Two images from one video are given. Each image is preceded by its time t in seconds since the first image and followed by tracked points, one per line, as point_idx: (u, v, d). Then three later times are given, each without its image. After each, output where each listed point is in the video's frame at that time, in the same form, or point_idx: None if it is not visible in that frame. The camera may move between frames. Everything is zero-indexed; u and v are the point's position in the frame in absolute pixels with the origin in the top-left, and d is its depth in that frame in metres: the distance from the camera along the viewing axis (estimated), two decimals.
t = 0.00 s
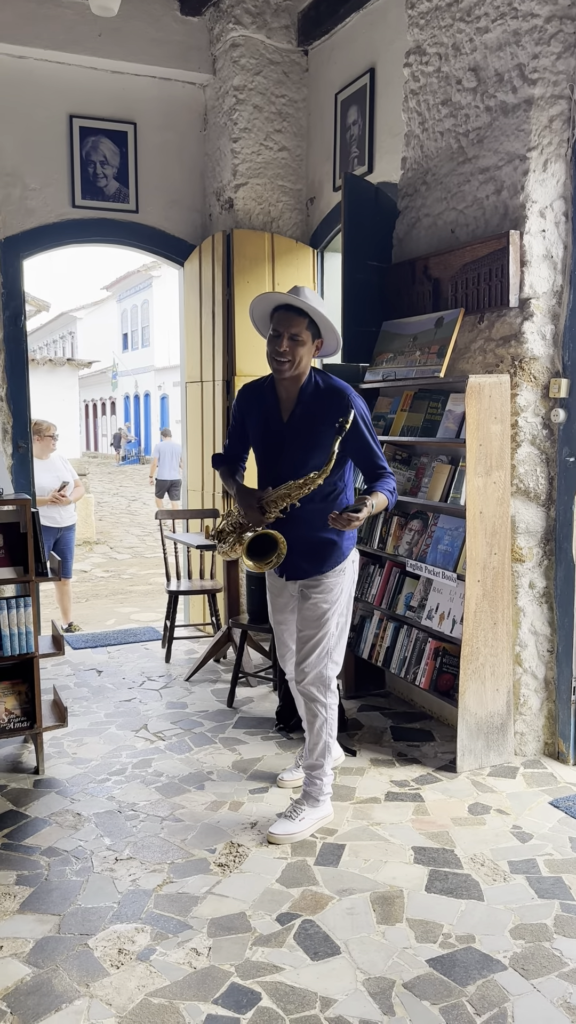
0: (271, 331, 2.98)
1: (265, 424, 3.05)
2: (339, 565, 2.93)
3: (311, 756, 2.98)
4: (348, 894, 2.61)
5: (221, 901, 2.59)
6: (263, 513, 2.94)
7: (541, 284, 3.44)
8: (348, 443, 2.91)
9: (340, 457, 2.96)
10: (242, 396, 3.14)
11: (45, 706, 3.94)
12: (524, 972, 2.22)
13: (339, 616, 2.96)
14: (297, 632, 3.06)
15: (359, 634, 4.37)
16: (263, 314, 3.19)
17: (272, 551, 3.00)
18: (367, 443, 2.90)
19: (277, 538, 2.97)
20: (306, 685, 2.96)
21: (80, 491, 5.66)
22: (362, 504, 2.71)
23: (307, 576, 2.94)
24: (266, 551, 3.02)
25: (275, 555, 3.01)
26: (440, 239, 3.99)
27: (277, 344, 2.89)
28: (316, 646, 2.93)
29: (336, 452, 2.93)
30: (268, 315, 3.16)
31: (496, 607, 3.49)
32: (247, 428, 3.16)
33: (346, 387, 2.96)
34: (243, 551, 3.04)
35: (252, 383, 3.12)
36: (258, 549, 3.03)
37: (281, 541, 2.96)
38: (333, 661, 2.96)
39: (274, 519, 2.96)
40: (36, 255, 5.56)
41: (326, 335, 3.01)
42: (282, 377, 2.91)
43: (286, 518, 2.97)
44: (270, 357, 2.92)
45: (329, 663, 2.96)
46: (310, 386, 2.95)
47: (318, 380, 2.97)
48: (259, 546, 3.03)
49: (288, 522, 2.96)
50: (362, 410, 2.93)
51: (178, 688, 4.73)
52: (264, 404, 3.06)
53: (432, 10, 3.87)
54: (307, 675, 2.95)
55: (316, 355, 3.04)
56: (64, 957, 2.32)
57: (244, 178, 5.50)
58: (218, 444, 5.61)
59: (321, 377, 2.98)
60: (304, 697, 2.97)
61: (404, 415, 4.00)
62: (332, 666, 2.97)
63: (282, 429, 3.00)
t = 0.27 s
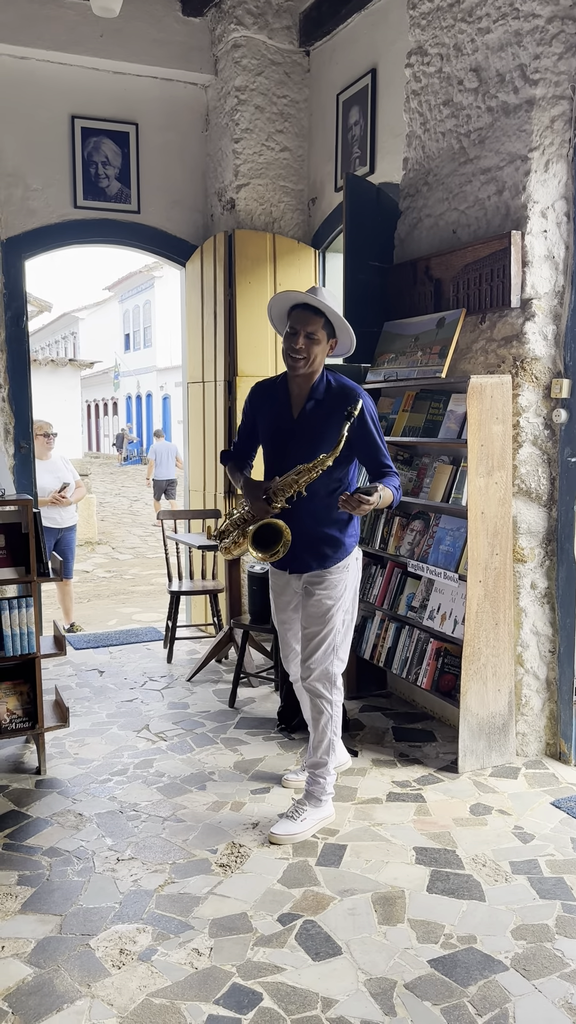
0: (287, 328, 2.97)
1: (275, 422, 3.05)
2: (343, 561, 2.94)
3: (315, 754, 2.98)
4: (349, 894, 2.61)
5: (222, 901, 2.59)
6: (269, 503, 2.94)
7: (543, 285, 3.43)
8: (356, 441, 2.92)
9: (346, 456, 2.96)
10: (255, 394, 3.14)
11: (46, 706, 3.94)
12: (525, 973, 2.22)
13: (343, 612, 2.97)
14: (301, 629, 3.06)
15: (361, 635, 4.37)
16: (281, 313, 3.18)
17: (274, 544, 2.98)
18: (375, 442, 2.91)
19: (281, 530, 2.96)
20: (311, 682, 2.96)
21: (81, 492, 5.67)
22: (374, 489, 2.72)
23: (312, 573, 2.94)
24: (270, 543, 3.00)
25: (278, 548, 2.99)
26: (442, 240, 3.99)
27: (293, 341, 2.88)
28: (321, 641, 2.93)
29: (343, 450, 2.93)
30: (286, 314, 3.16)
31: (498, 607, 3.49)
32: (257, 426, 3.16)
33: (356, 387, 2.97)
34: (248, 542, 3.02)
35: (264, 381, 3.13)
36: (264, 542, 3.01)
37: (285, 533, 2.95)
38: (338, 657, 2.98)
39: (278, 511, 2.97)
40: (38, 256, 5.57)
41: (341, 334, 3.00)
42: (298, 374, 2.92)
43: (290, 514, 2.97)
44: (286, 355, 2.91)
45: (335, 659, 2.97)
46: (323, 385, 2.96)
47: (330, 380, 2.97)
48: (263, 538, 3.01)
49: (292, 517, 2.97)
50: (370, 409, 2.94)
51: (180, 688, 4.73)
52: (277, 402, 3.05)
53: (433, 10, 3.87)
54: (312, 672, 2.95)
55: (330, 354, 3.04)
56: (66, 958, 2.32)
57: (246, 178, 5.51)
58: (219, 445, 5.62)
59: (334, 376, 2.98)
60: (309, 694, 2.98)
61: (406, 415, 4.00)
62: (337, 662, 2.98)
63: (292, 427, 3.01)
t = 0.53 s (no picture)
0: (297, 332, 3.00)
1: (283, 424, 3.06)
2: (344, 559, 2.94)
3: (315, 752, 2.98)
4: (349, 896, 2.61)
5: (222, 902, 2.59)
6: (268, 498, 2.94)
7: (542, 286, 3.44)
8: (359, 441, 2.91)
9: (349, 457, 2.96)
10: (264, 397, 3.15)
11: (46, 707, 3.94)
12: (524, 974, 2.22)
13: (344, 609, 2.97)
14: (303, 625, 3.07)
15: (361, 636, 4.37)
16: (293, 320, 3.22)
17: (272, 539, 3.00)
18: (378, 443, 2.90)
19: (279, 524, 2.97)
20: (311, 678, 2.97)
21: (79, 493, 5.67)
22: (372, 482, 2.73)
23: (312, 569, 2.95)
24: (268, 538, 3.01)
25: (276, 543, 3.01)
26: (441, 241, 4.00)
27: (302, 343, 2.92)
28: (321, 637, 2.94)
29: (345, 450, 2.94)
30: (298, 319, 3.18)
31: (497, 608, 3.49)
32: (266, 430, 3.17)
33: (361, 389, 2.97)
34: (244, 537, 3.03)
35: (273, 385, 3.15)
36: (262, 538, 3.03)
37: (282, 528, 2.97)
38: (338, 654, 2.97)
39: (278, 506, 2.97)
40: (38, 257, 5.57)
41: (349, 341, 3.02)
42: (305, 376, 2.95)
43: (292, 511, 2.98)
44: (294, 356, 2.94)
45: (335, 657, 2.97)
46: (330, 388, 2.98)
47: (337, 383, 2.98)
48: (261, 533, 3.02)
49: (294, 515, 2.98)
50: (375, 411, 2.93)
51: (180, 689, 4.73)
52: (285, 404, 3.07)
53: (432, 12, 3.87)
54: (313, 669, 2.96)
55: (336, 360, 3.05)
56: (65, 959, 2.32)
57: (246, 179, 5.51)
58: (219, 446, 5.62)
59: (341, 379, 2.99)
60: (310, 690, 2.98)
61: (405, 416, 4.00)
62: (337, 659, 2.98)
63: (299, 427, 3.01)
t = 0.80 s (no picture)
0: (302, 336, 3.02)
1: (288, 426, 3.09)
2: (344, 558, 2.94)
3: (317, 750, 2.99)
4: (346, 897, 2.61)
5: (220, 904, 2.58)
6: (268, 495, 3.01)
7: (539, 288, 3.44)
8: (361, 442, 2.91)
9: (352, 458, 2.97)
10: (272, 400, 3.19)
11: (44, 709, 3.94)
12: (522, 975, 2.22)
13: (346, 606, 2.97)
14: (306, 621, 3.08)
15: (359, 637, 4.37)
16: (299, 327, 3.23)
17: (271, 535, 3.04)
18: (379, 445, 2.89)
19: (278, 521, 3.02)
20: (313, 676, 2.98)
21: (76, 495, 5.66)
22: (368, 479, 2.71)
23: (313, 567, 2.96)
24: (266, 535, 3.05)
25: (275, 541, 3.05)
26: (438, 243, 4.00)
27: (306, 348, 2.93)
28: (323, 633, 2.95)
29: (347, 451, 2.95)
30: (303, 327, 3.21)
31: (495, 609, 3.49)
32: (273, 431, 3.20)
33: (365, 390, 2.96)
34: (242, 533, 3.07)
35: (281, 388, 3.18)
36: (260, 534, 3.06)
37: (281, 524, 3.01)
38: (340, 651, 2.97)
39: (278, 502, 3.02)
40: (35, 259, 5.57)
41: (351, 348, 3.05)
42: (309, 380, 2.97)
43: (294, 510, 3.00)
44: (299, 361, 2.96)
45: (337, 654, 2.97)
46: (333, 391, 3.00)
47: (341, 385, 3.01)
48: (260, 528, 3.06)
49: (296, 513, 2.99)
50: (376, 412, 2.92)
51: (178, 691, 4.73)
52: (291, 408, 3.10)
53: (429, 14, 3.88)
54: (314, 666, 2.96)
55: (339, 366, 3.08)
56: (62, 961, 2.32)
57: (243, 181, 5.52)
58: (217, 447, 5.62)
59: (345, 384, 3.00)
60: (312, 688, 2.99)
61: (403, 418, 4.00)
62: (339, 657, 2.98)
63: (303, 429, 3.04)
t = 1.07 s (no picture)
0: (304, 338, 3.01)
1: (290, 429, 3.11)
2: (344, 557, 2.96)
3: (319, 746, 3.02)
4: (343, 899, 2.61)
5: (216, 907, 2.58)
6: (264, 493, 3.04)
7: (534, 290, 3.45)
8: (361, 442, 2.93)
9: (353, 458, 2.98)
10: (276, 404, 3.21)
11: (40, 711, 3.93)
12: (518, 977, 2.22)
13: (347, 604, 2.98)
14: (308, 619, 3.09)
15: (355, 638, 4.37)
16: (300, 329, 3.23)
17: (267, 534, 3.04)
18: (379, 445, 2.90)
19: (274, 520, 3.02)
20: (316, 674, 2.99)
21: (72, 497, 5.60)
22: (363, 475, 2.72)
23: (313, 565, 2.97)
24: (264, 534, 3.05)
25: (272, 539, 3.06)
26: (434, 245, 4.01)
27: (308, 352, 2.93)
28: (324, 631, 2.96)
29: (347, 452, 2.96)
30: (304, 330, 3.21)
31: (491, 610, 3.49)
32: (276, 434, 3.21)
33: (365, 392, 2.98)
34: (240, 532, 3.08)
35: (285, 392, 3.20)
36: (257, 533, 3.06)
37: (278, 522, 3.02)
38: (341, 648, 2.99)
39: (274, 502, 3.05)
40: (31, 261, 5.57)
41: (352, 349, 3.04)
42: (311, 383, 2.98)
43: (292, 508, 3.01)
44: (301, 364, 2.96)
45: (338, 651, 2.98)
46: (334, 393, 2.99)
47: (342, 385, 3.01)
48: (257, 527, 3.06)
49: (297, 510, 2.98)
50: (376, 413, 2.93)
51: (174, 693, 4.72)
52: (294, 410, 3.12)
53: (425, 17, 3.89)
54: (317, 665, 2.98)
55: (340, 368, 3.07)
56: (58, 964, 2.31)
57: (239, 183, 5.52)
58: (213, 449, 5.62)
59: (346, 385, 3.00)
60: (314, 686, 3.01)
61: (399, 419, 4.00)
62: (341, 654, 2.99)
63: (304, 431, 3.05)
